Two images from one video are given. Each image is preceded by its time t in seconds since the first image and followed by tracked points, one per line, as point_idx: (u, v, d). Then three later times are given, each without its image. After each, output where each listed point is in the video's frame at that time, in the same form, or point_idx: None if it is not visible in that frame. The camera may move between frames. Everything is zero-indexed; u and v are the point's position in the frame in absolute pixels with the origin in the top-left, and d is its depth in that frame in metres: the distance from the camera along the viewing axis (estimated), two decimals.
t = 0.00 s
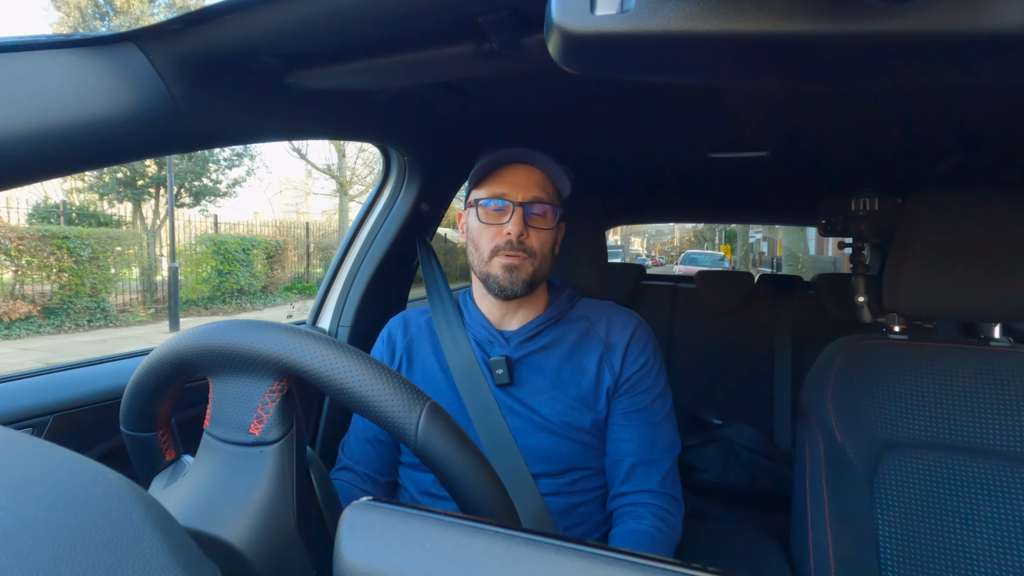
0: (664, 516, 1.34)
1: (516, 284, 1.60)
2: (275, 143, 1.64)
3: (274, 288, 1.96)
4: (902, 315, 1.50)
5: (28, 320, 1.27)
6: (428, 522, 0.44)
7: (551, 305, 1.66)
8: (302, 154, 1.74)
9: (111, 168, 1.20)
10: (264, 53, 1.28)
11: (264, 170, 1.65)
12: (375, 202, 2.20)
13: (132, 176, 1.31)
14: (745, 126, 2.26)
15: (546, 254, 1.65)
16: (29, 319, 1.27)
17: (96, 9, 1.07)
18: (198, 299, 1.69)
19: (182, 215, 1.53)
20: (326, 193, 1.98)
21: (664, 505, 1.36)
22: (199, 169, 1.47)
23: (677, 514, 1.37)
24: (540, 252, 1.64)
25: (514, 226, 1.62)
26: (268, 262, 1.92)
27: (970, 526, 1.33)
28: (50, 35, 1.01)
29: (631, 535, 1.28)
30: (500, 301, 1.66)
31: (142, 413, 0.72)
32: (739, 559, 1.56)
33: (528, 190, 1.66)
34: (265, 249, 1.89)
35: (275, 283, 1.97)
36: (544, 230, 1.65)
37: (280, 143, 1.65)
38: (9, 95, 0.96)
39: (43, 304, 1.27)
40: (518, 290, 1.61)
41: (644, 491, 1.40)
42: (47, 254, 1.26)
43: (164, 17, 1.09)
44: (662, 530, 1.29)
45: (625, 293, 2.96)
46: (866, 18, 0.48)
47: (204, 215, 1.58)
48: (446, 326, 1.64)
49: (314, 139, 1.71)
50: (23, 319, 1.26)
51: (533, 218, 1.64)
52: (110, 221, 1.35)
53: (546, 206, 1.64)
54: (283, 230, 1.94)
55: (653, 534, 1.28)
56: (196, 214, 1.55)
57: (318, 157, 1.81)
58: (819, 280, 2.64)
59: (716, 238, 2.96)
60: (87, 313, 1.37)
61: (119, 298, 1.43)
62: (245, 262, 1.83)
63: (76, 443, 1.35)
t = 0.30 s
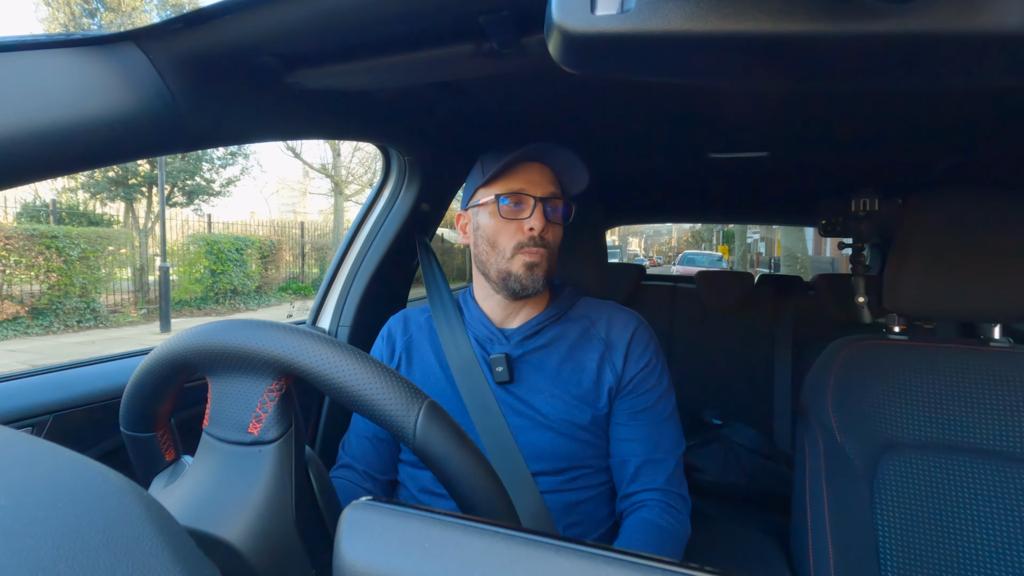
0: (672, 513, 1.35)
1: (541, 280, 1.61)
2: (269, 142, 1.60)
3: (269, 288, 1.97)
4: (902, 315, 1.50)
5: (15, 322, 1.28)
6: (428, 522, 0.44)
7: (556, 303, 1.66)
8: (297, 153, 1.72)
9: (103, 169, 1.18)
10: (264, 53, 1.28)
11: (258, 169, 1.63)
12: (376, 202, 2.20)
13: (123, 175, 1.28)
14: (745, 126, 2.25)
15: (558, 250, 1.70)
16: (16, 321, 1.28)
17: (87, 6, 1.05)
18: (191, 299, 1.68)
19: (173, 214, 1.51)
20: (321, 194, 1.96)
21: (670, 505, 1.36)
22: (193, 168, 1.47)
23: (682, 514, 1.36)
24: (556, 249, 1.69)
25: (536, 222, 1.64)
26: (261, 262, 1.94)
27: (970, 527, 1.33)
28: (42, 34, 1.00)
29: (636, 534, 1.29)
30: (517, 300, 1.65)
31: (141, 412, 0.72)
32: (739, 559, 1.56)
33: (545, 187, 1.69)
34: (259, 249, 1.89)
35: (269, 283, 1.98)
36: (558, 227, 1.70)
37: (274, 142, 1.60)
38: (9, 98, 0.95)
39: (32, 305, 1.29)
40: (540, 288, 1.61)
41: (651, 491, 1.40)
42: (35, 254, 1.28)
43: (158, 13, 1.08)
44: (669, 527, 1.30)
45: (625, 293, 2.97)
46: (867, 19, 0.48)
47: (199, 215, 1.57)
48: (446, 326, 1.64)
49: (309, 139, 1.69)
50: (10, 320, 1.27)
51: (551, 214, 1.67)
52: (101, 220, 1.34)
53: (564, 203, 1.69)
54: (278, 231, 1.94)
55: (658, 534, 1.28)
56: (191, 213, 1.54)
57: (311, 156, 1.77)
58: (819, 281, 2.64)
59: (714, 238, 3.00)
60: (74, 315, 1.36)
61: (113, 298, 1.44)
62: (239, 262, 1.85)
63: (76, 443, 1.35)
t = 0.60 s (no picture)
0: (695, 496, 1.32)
1: (541, 283, 1.61)
2: (265, 142, 1.58)
3: (263, 288, 1.95)
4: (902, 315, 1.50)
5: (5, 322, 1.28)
6: (427, 521, 0.44)
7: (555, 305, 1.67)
8: (292, 152, 1.70)
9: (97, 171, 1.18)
10: (264, 53, 1.28)
11: (254, 167, 1.62)
12: (376, 202, 2.20)
13: (115, 175, 1.28)
14: (745, 126, 2.25)
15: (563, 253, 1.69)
16: (6, 321, 1.28)
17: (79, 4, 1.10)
18: (185, 300, 1.69)
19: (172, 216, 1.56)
20: (318, 192, 1.98)
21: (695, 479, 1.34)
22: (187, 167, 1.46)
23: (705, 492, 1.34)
24: (559, 251, 1.67)
25: (540, 224, 1.63)
26: (256, 262, 1.95)
27: (971, 526, 1.33)
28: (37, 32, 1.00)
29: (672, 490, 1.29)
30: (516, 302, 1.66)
31: (142, 413, 0.72)
32: (739, 559, 1.57)
33: (550, 189, 1.68)
34: (254, 248, 1.92)
35: (264, 283, 1.96)
36: (563, 230, 1.68)
37: (270, 142, 1.59)
38: (7, 99, 0.95)
39: (21, 305, 1.30)
40: (540, 293, 1.61)
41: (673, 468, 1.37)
42: (24, 253, 1.28)
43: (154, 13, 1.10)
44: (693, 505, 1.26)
45: (626, 293, 2.97)
46: (867, 19, 0.48)
47: (194, 215, 1.60)
48: (447, 325, 1.64)
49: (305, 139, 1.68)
50: None
51: (556, 217, 1.66)
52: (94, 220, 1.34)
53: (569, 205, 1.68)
54: (271, 231, 1.97)
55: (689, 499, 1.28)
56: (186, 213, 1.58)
57: (306, 154, 1.76)
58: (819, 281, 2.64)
59: (711, 238, 3.02)
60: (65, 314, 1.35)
61: (102, 298, 1.43)
62: (233, 262, 1.84)
63: (76, 443, 1.35)
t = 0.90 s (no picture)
0: (705, 488, 1.29)
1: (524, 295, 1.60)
2: (260, 142, 1.59)
3: (258, 288, 1.97)
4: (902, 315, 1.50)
5: None
6: (427, 521, 0.44)
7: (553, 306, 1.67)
8: (287, 151, 1.70)
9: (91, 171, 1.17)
10: (264, 53, 1.28)
11: (249, 167, 1.61)
12: (376, 201, 2.20)
13: (108, 174, 1.27)
14: (745, 126, 2.25)
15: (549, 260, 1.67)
16: None
17: None
18: (177, 301, 1.68)
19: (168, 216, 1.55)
20: (316, 194, 1.97)
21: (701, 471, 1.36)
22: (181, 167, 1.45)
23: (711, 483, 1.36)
24: (544, 259, 1.65)
25: (518, 237, 1.60)
26: (251, 261, 1.94)
27: (971, 526, 1.33)
28: (29, 30, 0.98)
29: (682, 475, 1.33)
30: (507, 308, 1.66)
31: (142, 412, 0.72)
32: (739, 559, 1.56)
33: (529, 199, 1.66)
34: (249, 248, 1.91)
35: (259, 283, 1.99)
36: (547, 238, 1.65)
37: (264, 142, 1.59)
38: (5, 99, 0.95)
39: (12, 306, 1.31)
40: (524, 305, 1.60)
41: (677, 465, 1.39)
42: (14, 253, 1.28)
43: (147, 9, 1.08)
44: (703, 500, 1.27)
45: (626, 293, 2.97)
46: (868, 19, 0.48)
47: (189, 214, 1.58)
48: (447, 325, 1.64)
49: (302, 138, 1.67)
50: None
51: (536, 226, 1.62)
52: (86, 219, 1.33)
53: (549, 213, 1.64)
54: (269, 231, 1.96)
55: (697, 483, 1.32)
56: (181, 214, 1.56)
57: (301, 153, 1.76)
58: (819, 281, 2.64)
59: (710, 238, 3.01)
60: (55, 316, 1.38)
61: (93, 299, 1.47)
62: (228, 262, 1.85)
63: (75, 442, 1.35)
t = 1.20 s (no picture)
0: (704, 491, 1.30)
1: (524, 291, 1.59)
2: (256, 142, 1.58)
3: (253, 288, 1.96)
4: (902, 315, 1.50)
5: None
6: (428, 521, 0.44)
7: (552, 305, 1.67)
8: (282, 150, 1.69)
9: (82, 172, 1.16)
10: (264, 52, 1.28)
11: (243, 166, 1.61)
12: (376, 202, 2.20)
13: (100, 173, 1.27)
14: (745, 126, 2.25)
15: (549, 258, 1.67)
16: None
17: None
18: (172, 301, 1.67)
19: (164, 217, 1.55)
20: (313, 194, 1.97)
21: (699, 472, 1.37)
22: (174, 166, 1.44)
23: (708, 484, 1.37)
24: (544, 257, 1.65)
25: (519, 233, 1.60)
26: (245, 261, 1.94)
27: (971, 525, 1.33)
28: (22, 28, 0.97)
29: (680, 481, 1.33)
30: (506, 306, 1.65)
31: (142, 413, 0.72)
32: (740, 559, 1.56)
33: (530, 196, 1.66)
34: (243, 248, 1.90)
35: (254, 283, 1.98)
36: (547, 236, 1.65)
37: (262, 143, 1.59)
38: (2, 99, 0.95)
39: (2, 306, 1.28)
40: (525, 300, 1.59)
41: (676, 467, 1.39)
42: (3, 254, 1.22)
43: (141, 7, 1.08)
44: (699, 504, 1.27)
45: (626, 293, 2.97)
46: (868, 19, 0.48)
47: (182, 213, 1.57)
48: (447, 326, 1.64)
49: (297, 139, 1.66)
50: None
51: (536, 223, 1.63)
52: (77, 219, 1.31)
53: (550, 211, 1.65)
54: (264, 230, 1.95)
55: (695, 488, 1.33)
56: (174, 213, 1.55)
57: (298, 154, 1.75)
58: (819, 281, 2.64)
59: (708, 238, 3.00)
60: (47, 316, 1.34)
61: (87, 298, 1.44)
62: (222, 262, 1.84)
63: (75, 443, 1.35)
